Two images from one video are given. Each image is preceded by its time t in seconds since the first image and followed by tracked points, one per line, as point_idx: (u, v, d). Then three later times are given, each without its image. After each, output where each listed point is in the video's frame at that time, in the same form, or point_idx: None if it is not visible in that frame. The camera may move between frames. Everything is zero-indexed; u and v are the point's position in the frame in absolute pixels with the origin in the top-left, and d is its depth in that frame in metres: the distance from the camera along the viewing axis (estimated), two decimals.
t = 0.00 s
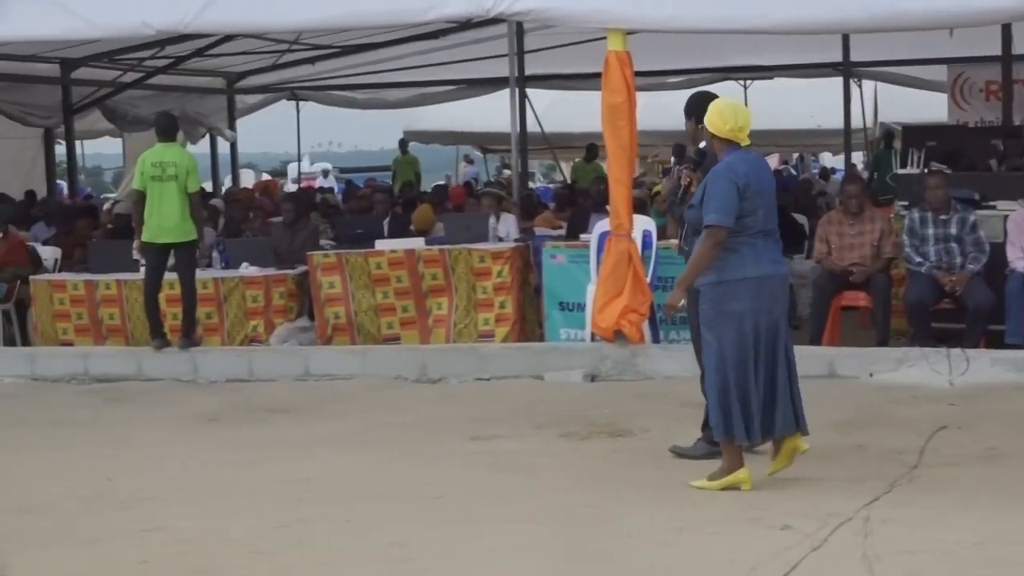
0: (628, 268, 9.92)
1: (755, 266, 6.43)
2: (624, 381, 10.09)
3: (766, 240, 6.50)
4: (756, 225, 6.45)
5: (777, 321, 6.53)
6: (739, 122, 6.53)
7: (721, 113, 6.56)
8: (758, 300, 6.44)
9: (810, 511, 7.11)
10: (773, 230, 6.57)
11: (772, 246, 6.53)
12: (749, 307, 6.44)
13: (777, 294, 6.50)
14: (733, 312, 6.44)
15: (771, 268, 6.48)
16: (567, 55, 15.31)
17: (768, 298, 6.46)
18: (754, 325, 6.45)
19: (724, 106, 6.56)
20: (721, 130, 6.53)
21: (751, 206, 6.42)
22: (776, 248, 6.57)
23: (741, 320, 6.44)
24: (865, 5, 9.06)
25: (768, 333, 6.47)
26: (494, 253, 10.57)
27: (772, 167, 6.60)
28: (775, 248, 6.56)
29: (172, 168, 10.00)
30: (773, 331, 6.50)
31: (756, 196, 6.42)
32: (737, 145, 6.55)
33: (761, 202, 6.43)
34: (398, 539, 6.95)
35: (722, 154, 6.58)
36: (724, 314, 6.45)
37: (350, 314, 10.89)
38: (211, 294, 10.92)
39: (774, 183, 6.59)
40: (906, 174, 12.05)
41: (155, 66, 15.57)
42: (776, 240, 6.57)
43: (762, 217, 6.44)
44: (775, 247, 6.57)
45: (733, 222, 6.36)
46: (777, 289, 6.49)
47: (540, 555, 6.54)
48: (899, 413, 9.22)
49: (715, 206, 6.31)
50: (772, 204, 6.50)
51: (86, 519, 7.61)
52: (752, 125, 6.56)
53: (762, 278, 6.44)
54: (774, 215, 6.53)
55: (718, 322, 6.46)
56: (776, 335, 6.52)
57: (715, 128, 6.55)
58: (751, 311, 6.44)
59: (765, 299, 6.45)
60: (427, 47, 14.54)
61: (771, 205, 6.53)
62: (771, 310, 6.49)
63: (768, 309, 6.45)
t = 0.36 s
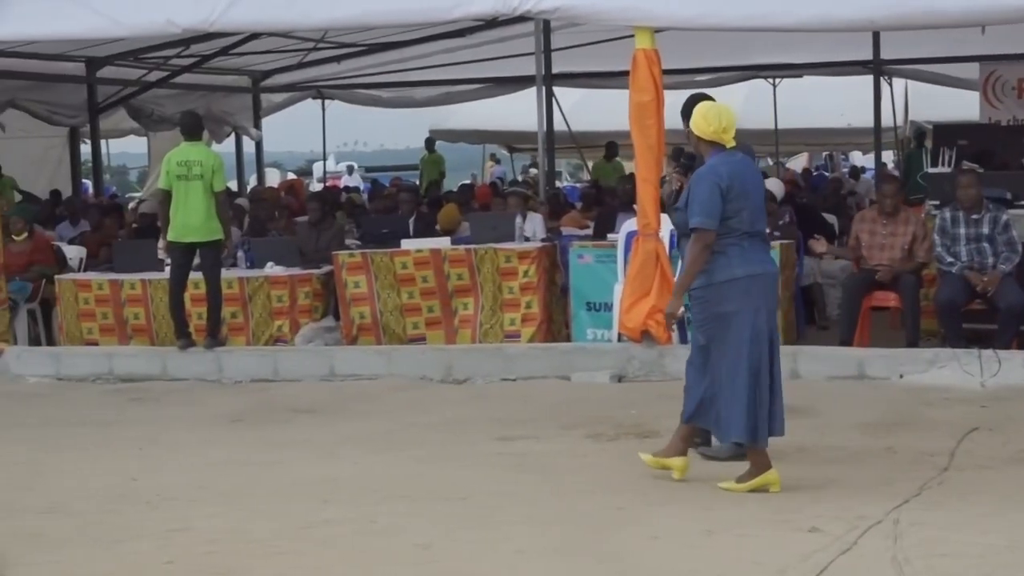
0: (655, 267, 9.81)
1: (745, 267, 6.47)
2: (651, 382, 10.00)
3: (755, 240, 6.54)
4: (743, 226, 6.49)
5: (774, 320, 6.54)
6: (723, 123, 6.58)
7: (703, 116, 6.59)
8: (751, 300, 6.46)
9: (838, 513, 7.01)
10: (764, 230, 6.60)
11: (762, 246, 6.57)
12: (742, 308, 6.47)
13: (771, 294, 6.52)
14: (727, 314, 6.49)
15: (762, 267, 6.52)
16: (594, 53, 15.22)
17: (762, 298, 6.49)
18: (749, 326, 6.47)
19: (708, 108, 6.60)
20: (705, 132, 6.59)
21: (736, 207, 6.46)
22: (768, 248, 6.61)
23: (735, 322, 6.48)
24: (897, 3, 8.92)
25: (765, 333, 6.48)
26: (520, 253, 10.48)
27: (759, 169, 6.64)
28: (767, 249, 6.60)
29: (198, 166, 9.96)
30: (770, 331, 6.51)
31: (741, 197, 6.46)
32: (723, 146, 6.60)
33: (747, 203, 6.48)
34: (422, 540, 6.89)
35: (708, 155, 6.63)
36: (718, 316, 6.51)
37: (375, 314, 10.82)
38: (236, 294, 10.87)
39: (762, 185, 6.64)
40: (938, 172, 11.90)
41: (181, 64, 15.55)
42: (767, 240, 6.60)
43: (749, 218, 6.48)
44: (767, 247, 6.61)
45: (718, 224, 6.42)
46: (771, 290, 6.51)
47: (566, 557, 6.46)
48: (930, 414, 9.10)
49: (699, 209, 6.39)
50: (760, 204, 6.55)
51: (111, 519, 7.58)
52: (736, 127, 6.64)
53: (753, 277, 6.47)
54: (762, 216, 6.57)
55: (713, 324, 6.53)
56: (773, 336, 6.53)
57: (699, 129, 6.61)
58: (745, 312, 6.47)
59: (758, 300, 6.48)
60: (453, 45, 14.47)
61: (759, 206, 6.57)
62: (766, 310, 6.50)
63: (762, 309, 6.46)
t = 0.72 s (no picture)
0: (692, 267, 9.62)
1: (731, 266, 6.60)
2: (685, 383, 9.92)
3: (740, 240, 6.66)
4: (730, 224, 6.61)
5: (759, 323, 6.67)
6: (717, 124, 6.70)
7: (697, 118, 6.71)
8: (733, 299, 6.60)
9: (877, 516, 6.92)
10: (749, 231, 6.74)
11: (747, 247, 6.70)
12: (723, 305, 6.60)
13: (755, 295, 6.66)
14: (712, 312, 6.62)
15: (748, 268, 6.65)
16: (629, 52, 15.16)
17: (745, 298, 6.63)
18: (733, 326, 6.60)
19: (701, 109, 6.71)
20: (699, 133, 6.71)
21: (724, 205, 6.58)
22: (753, 249, 6.74)
23: (720, 320, 6.60)
24: None
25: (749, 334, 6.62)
26: (554, 253, 10.40)
27: (746, 170, 6.79)
28: (751, 249, 6.73)
29: (232, 165, 9.91)
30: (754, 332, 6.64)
31: (729, 195, 6.59)
32: (716, 147, 6.73)
33: (735, 201, 6.61)
34: (456, 541, 6.83)
35: (701, 155, 6.76)
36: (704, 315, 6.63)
37: (409, 314, 10.77)
38: (270, 294, 10.84)
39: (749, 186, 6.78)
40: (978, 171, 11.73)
41: (215, 64, 15.56)
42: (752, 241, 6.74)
43: (736, 218, 6.61)
44: (752, 248, 6.74)
45: (706, 219, 6.54)
46: (755, 291, 6.65)
47: (601, 559, 6.39)
48: (969, 415, 8.99)
49: (687, 202, 6.50)
50: (746, 204, 6.68)
51: (146, 518, 7.56)
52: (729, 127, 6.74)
53: (738, 277, 6.61)
54: (748, 216, 6.70)
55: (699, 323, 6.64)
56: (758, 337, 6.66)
57: (693, 130, 6.72)
58: (729, 311, 6.60)
59: (741, 301, 6.62)
60: (488, 44, 14.43)
61: (746, 206, 6.70)
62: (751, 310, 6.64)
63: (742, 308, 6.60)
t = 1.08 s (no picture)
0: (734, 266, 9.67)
1: (734, 265, 6.51)
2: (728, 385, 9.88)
3: (748, 239, 6.56)
4: (740, 222, 6.52)
5: (756, 324, 6.57)
6: (729, 122, 6.67)
7: (710, 116, 6.68)
8: (734, 297, 6.51)
9: (923, 518, 6.84)
10: (760, 229, 6.64)
11: (757, 246, 6.60)
12: (724, 303, 6.51)
13: (757, 296, 6.55)
14: (710, 310, 6.53)
15: (754, 268, 6.55)
16: (674, 50, 15.10)
17: (746, 299, 6.53)
18: (728, 324, 6.51)
19: (713, 108, 6.70)
20: (711, 131, 6.67)
21: (733, 203, 6.50)
22: (763, 248, 6.63)
23: (718, 319, 6.51)
24: None
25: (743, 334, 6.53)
26: (598, 252, 10.35)
27: (762, 167, 6.69)
28: (762, 248, 6.63)
29: (276, 165, 9.91)
30: (750, 333, 6.55)
31: (740, 193, 6.51)
32: (728, 144, 6.69)
33: (745, 199, 6.51)
34: (499, 541, 6.80)
35: (713, 153, 6.71)
36: (700, 311, 6.55)
37: (452, 313, 10.76)
38: (314, 293, 10.86)
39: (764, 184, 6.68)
40: None
41: (259, 64, 15.61)
42: (762, 239, 6.63)
43: (744, 216, 6.51)
44: (762, 247, 6.64)
45: (715, 217, 6.47)
46: (758, 291, 6.54)
47: (645, 560, 6.34)
48: (1018, 417, 8.88)
49: (696, 200, 6.44)
50: (757, 202, 6.58)
51: (190, 516, 7.58)
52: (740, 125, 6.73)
53: (742, 277, 6.51)
54: (760, 214, 6.60)
55: (695, 317, 6.56)
56: (754, 338, 6.56)
57: (705, 127, 6.70)
58: (728, 310, 6.51)
59: (740, 299, 6.52)
60: (533, 43, 14.40)
61: (757, 204, 6.60)
62: (749, 310, 6.54)
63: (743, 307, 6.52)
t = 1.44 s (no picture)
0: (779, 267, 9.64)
1: (726, 271, 6.60)
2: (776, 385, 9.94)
3: (741, 244, 6.63)
4: (731, 229, 6.58)
5: (754, 327, 6.67)
6: (726, 133, 6.68)
7: (710, 124, 6.68)
8: (731, 304, 6.61)
9: (973, 520, 6.73)
10: (754, 232, 6.70)
11: (751, 250, 6.67)
12: (721, 310, 6.61)
13: (751, 300, 6.63)
14: (703, 314, 6.64)
15: (746, 272, 6.63)
16: (720, 48, 14.99)
17: (739, 303, 6.62)
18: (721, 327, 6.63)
19: (713, 115, 6.70)
20: (708, 138, 6.67)
21: (724, 211, 6.55)
22: (757, 251, 6.70)
23: (711, 323, 6.63)
24: None
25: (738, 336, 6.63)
26: (643, 251, 10.21)
27: (755, 173, 6.73)
28: (756, 251, 6.69)
29: (320, 164, 9.87)
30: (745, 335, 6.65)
31: (730, 201, 6.55)
32: (722, 154, 6.69)
33: (735, 207, 6.56)
34: (543, 542, 6.73)
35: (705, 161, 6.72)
36: (695, 316, 6.66)
37: (495, 313, 10.69)
38: (356, 292, 10.77)
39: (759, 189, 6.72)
40: None
41: (302, 63, 15.59)
42: (756, 243, 6.70)
43: (736, 223, 6.58)
44: (757, 250, 6.70)
45: (706, 228, 6.53)
46: (752, 294, 6.63)
47: (690, 561, 6.26)
48: None
49: (687, 213, 6.49)
50: (750, 208, 6.63)
51: (232, 516, 7.54)
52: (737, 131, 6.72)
53: (734, 282, 6.61)
54: (754, 219, 6.66)
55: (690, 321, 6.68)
56: (748, 340, 6.66)
57: (703, 134, 6.70)
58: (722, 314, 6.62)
59: (737, 305, 6.61)
60: (577, 41, 14.33)
61: (751, 209, 6.65)
62: (743, 312, 6.63)
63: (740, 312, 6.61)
